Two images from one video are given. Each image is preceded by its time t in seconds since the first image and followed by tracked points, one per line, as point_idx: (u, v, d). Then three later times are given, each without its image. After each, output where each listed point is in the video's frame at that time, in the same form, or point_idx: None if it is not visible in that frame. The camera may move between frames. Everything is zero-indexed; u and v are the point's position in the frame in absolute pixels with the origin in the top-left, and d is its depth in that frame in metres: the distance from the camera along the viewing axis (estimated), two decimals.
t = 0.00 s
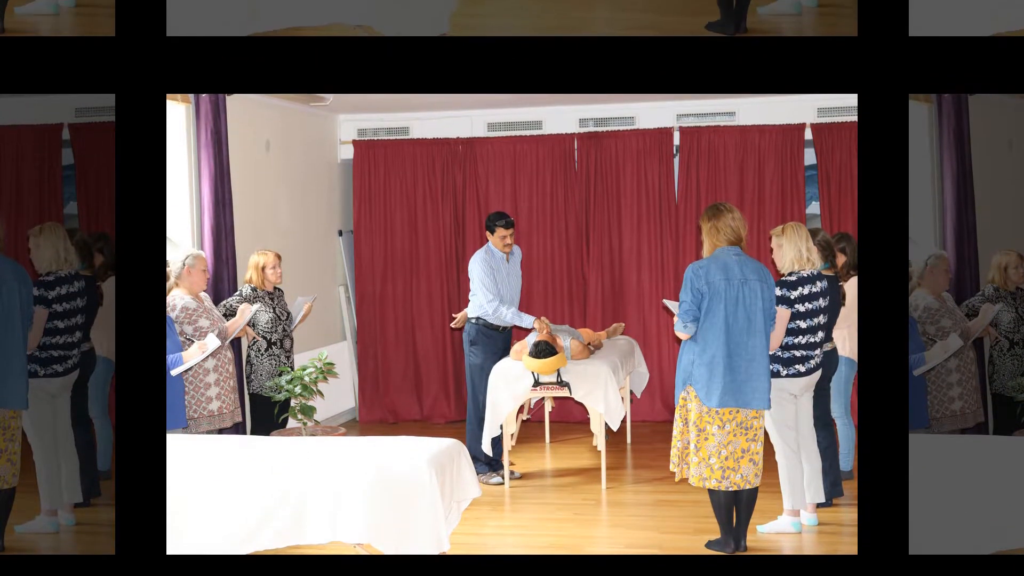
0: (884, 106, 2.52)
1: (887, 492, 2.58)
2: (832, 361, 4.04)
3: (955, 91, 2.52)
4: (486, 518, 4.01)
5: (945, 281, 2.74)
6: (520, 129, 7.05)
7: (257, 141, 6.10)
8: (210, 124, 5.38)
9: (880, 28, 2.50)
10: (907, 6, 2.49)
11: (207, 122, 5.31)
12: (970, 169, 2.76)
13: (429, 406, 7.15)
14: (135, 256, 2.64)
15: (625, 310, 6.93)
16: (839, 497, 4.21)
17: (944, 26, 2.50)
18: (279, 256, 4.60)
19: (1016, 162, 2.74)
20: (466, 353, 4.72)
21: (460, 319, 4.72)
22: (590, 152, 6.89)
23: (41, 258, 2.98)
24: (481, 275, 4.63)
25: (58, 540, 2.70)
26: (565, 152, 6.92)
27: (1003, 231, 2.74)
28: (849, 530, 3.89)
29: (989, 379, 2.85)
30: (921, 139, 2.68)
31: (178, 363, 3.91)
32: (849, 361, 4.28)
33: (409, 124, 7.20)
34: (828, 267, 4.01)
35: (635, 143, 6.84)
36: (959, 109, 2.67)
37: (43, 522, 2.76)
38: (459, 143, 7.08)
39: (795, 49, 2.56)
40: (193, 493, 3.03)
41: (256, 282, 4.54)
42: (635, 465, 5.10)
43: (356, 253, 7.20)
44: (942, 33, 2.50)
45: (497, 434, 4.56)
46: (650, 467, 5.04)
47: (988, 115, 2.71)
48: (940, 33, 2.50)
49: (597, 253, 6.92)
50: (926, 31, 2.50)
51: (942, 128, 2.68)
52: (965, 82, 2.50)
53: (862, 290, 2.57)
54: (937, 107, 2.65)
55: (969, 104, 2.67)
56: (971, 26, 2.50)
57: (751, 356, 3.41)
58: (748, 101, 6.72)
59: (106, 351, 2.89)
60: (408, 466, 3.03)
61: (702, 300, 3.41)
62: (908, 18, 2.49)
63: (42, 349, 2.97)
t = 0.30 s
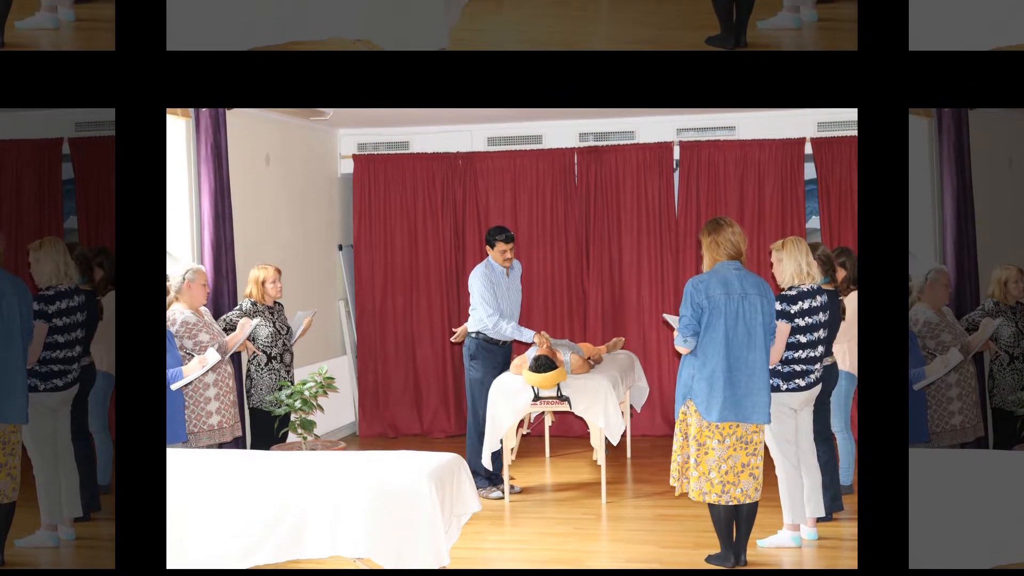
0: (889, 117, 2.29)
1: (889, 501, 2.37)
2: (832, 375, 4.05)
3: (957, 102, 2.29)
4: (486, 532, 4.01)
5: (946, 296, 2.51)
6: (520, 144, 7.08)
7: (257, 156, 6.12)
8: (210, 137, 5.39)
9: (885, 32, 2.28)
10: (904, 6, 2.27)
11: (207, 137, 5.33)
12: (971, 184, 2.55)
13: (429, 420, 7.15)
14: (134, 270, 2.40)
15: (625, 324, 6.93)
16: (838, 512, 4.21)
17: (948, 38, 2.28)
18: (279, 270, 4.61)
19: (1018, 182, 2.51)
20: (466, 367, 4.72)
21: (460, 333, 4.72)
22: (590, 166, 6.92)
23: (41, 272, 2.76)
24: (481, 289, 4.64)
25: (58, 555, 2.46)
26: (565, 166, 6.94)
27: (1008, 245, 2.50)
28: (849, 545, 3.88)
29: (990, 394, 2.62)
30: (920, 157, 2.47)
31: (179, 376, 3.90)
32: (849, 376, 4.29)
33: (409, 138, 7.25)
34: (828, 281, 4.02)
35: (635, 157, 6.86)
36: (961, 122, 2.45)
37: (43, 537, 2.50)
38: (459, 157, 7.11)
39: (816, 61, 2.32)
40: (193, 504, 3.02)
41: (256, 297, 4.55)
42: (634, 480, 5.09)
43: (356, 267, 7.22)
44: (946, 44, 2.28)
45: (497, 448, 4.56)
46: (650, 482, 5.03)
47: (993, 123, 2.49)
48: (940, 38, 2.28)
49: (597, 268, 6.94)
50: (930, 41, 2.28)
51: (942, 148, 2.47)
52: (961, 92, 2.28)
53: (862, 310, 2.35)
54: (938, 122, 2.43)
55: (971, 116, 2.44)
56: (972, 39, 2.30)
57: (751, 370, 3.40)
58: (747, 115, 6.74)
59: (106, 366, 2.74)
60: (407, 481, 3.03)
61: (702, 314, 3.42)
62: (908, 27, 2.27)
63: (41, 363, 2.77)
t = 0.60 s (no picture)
0: (888, 134, 1.70)
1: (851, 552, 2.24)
2: (832, 390, 4.05)
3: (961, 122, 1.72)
4: (487, 547, 3.99)
5: (944, 310, 1.88)
6: (520, 158, 7.11)
7: (257, 171, 6.14)
8: (210, 152, 5.41)
9: (886, 51, 1.71)
10: (905, 9, 1.71)
11: (207, 151, 5.34)
12: (969, 198, 1.92)
13: (430, 435, 7.15)
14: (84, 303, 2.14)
15: (625, 338, 6.93)
16: (838, 526, 4.21)
17: (946, 52, 1.69)
18: (278, 285, 4.62)
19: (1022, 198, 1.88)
20: (466, 382, 4.73)
21: (460, 347, 4.72)
22: (590, 181, 6.94)
23: (41, 286, 2.09)
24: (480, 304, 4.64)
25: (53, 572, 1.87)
26: (565, 180, 6.97)
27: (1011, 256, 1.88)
28: (849, 559, 3.88)
29: (988, 409, 1.96)
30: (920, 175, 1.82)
31: (179, 391, 3.89)
32: (849, 391, 4.29)
33: (409, 153, 7.27)
34: (828, 295, 4.03)
35: (635, 172, 6.89)
36: (964, 135, 1.80)
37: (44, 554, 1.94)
38: (459, 172, 7.13)
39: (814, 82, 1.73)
40: (195, 519, 3.01)
41: (256, 311, 4.57)
42: (634, 494, 5.08)
43: (356, 281, 7.24)
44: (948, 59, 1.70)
45: (497, 463, 4.56)
46: (650, 496, 5.02)
47: (993, 136, 1.84)
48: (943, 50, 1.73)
49: (597, 282, 6.95)
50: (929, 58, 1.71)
51: (941, 161, 1.83)
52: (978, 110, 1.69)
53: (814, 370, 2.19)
54: (937, 137, 1.79)
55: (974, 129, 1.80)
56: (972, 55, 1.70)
57: (752, 385, 3.41)
58: (747, 130, 6.77)
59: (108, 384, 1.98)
60: (408, 496, 3.02)
61: (703, 329, 3.42)
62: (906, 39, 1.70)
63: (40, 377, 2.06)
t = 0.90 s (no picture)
0: (888, 148, 1.68)
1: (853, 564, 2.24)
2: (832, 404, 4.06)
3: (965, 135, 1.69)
4: (486, 561, 3.99)
5: (943, 325, 1.89)
6: (520, 173, 7.13)
7: (257, 185, 6.16)
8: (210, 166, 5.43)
9: (886, 66, 1.70)
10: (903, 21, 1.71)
11: (207, 166, 5.36)
12: (970, 212, 1.93)
13: (430, 449, 7.14)
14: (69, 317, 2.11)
15: (624, 352, 6.94)
16: (839, 540, 4.22)
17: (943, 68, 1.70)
18: (278, 299, 4.62)
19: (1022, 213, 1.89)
20: (466, 396, 4.73)
21: (460, 362, 4.73)
22: (590, 196, 6.97)
23: (41, 301, 2.09)
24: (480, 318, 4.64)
25: None
26: (565, 195, 6.99)
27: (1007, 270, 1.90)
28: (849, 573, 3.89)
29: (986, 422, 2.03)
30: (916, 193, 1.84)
31: (179, 406, 3.89)
32: (849, 405, 4.30)
33: (409, 167, 7.28)
34: (828, 309, 4.05)
35: (635, 187, 6.91)
36: (964, 151, 1.82)
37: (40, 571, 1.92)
38: (459, 187, 7.16)
39: (814, 96, 1.72)
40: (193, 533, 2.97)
41: (256, 325, 4.55)
42: (635, 509, 5.07)
43: (356, 295, 7.25)
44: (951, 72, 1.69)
45: (497, 477, 4.57)
46: (650, 510, 5.02)
47: (990, 153, 1.84)
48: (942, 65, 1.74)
49: (597, 297, 6.96)
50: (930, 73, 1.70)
51: (940, 176, 1.86)
52: (981, 125, 1.66)
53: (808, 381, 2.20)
54: (937, 152, 1.81)
55: (975, 144, 1.81)
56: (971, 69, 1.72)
57: (751, 400, 3.41)
58: (747, 145, 6.79)
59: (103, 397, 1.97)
60: (404, 512, 3.09)
61: (703, 344, 3.43)
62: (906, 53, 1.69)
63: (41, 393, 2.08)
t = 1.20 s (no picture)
0: (889, 165, 1.68)
1: None
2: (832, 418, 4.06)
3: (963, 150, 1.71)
4: None
5: (944, 339, 1.90)
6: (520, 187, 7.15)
7: (257, 200, 6.17)
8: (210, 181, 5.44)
9: (886, 81, 1.71)
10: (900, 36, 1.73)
11: (207, 180, 5.38)
12: (970, 226, 1.95)
13: (429, 463, 7.13)
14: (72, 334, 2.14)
15: (624, 367, 6.94)
16: (839, 554, 4.21)
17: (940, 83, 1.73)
18: (278, 314, 4.62)
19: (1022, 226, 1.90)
20: (466, 411, 4.73)
21: (460, 376, 4.73)
22: (590, 210, 6.99)
23: (41, 316, 2.12)
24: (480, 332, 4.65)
25: None
26: (565, 209, 7.01)
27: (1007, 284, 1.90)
28: None
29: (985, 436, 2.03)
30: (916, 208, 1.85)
31: (179, 420, 3.89)
32: (849, 419, 4.30)
33: (409, 182, 7.31)
34: (828, 323, 4.05)
35: (635, 201, 6.93)
36: (964, 165, 1.84)
37: None
38: (459, 201, 7.18)
39: (815, 111, 1.72)
40: (193, 547, 2.97)
41: (256, 340, 4.55)
42: (635, 523, 5.06)
43: (356, 309, 7.26)
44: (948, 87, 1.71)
45: (497, 491, 4.56)
46: (650, 525, 5.01)
47: (989, 167, 1.86)
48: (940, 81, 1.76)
49: (597, 311, 6.97)
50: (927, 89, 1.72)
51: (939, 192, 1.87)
52: (979, 141, 1.68)
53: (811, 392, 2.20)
54: (936, 167, 1.83)
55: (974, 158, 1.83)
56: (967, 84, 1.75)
57: (751, 414, 3.41)
58: (747, 159, 6.81)
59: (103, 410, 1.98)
60: (405, 527, 3.08)
61: (703, 358, 3.43)
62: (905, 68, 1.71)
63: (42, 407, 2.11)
